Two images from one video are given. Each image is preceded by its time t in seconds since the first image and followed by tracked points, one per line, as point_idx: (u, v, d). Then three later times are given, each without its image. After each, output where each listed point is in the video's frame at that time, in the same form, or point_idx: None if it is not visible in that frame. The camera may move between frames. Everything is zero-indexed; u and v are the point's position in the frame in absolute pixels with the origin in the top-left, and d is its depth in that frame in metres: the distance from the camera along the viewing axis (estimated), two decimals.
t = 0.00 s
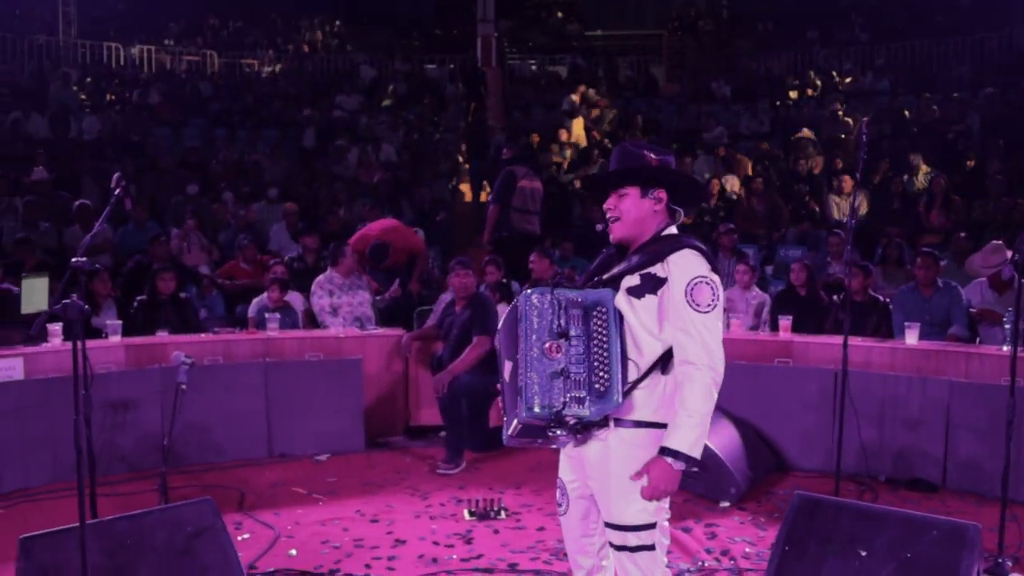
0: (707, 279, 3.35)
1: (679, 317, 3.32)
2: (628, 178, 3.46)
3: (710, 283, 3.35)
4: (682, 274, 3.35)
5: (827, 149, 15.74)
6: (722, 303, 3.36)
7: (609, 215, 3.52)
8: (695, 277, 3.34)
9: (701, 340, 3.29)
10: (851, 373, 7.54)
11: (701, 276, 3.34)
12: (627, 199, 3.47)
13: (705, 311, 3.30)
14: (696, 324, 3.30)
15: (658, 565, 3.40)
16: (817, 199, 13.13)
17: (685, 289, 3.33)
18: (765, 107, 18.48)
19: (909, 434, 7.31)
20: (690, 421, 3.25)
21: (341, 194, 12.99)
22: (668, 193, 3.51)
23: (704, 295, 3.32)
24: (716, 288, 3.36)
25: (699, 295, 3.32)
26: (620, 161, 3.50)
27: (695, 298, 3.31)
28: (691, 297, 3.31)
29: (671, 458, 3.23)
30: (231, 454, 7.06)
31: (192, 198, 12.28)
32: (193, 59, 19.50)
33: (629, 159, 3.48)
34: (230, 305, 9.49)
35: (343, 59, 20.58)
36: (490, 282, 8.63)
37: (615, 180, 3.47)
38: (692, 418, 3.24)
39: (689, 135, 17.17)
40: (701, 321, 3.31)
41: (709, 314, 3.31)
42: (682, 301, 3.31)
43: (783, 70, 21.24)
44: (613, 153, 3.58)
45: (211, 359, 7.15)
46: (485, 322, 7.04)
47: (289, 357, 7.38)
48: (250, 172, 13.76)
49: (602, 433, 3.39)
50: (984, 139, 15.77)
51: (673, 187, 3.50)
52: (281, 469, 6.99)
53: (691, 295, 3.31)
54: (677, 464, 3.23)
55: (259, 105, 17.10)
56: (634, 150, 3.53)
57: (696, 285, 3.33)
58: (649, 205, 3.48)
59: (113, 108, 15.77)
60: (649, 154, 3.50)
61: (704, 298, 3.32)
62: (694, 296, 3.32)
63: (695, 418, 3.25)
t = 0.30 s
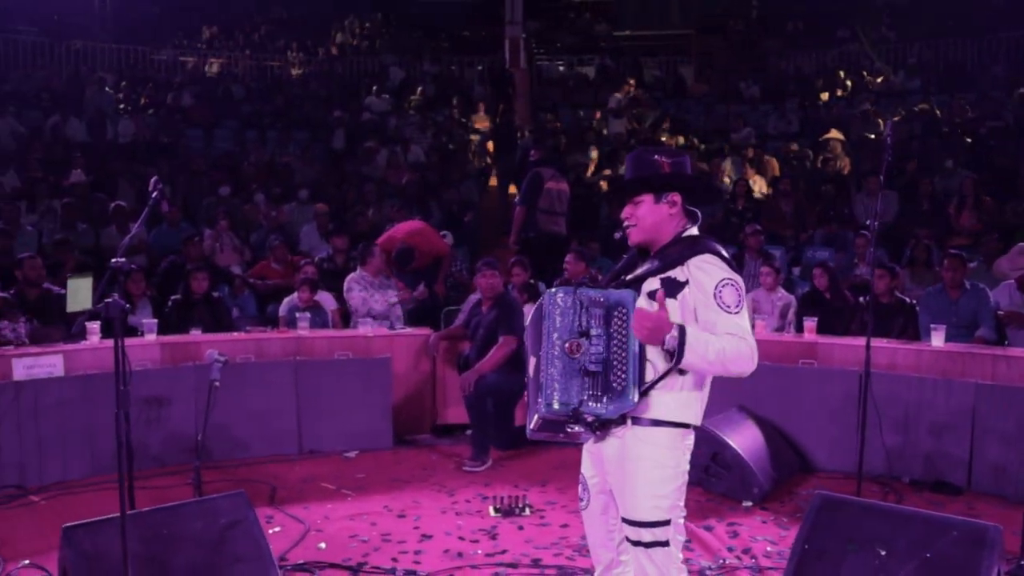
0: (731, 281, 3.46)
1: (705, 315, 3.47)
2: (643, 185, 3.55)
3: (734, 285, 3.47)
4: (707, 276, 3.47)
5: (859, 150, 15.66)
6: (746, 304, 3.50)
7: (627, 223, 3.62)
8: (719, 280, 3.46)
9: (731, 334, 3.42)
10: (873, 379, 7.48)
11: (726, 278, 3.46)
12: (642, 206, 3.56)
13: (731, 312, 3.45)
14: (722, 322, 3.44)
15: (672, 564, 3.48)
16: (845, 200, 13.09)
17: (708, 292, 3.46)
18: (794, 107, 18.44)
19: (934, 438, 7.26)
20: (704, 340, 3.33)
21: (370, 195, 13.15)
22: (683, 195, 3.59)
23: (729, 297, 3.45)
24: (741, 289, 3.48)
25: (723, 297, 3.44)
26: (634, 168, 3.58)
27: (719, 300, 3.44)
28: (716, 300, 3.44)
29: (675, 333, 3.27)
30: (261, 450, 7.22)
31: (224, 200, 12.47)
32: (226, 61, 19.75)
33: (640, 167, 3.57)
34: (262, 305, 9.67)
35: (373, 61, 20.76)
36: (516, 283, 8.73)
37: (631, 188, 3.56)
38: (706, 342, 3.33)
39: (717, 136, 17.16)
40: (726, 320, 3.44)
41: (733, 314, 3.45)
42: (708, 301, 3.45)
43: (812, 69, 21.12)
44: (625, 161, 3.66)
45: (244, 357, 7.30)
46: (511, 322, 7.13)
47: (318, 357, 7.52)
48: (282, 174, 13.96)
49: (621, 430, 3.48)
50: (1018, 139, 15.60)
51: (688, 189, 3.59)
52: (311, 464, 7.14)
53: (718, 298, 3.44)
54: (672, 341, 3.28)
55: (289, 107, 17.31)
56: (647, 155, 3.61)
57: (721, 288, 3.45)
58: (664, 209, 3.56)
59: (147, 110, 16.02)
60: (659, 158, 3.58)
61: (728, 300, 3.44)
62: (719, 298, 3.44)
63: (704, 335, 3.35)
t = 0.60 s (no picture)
0: (755, 290, 3.49)
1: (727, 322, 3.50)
2: (671, 186, 3.62)
3: (759, 294, 3.49)
4: (733, 283, 3.49)
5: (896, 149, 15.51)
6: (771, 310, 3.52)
7: (656, 222, 3.66)
8: (744, 287, 3.49)
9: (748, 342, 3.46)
10: (908, 380, 7.38)
11: (751, 287, 3.49)
12: (671, 206, 3.61)
13: (751, 319, 3.47)
14: (742, 331, 3.47)
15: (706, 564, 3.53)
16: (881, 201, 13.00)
17: (734, 299, 3.48)
18: (830, 106, 18.30)
19: (971, 441, 7.16)
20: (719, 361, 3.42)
21: (406, 196, 13.27)
22: (712, 198, 3.64)
23: (753, 306, 3.47)
24: (765, 299, 3.50)
25: (747, 305, 3.47)
26: (666, 168, 3.65)
27: (743, 308, 3.47)
28: (741, 307, 3.47)
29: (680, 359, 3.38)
30: (299, 447, 7.34)
31: (262, 200, 12.64)
32: (263, 61, 19.99)
33: (673, 167, 3.63)
34: (299, 304, 9.82)
35: (407, 62, 20.91)
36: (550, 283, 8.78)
37: (662, 189, 3.62)
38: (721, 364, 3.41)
39: (752, 136, 17.09)
40: (747, 329, 3.48)
41: (756, 323, 3.48)
42: (732, 307, 3.48)
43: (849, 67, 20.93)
44: (659, 163, 3.71)
45: (283, 356, 7.42)
46: (546, 321, 7.21)
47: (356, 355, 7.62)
48: (318, 175, 14.12)
49: (655, 432, 3.54)
50: None
51: (717, 193, 3.64)
52: (348, 461, 7.25)
53: (741, 305, 3.47)
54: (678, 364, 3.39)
55: (325, 106, 17.50)
56: (679, 158, 3.67)
57: (746, 296, 3.48)
58: (693, 212, 3.61)
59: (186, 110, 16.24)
60: (693, 161, 3.64)
61: (752, 308, 3.47)
62: (742, 306, 3.47)
63: (720, 354, 3.43)
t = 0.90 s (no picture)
0: (806, 272, 3.56)
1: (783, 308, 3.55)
2: (725, 186, 3.66)
3: (810, 275, 3.55)
4: (783, 270, 3.56)
5: (955, 149, 15.25)
6: (824, 292, 3.58)
7: (708, 219, 3.73)
8: (794, 272, 3.55)
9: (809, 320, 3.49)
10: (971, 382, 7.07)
11: (801, 270, 3.56)
12: (725, 205, 3.66)
13: (809, 298, 3.52)
14: (801, 310, 3.51)
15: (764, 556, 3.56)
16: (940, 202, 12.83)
17: (787, 283, 3.54)
18: (886, 105, 18.06)
19: None
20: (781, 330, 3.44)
21: (459, 198, 13.41)
22: (764, 201, 3.70)
23: (808, 285, 3.53)
24: (816, 279, 3.57)
25: (801, 285, 3.53)
26: (723, 168, 3.69)
27: (797, 289, 3.52)
28: (794, 290, 3.52)
29: (738, 331, 3.38)
30: (355, 443, 7.47)
31: (318, 201, 12.84)
32: (317, 63, 20.31)
33: (732, 171, 3.66)
34: (355, 303, 9.99)
35: (458, 62, 21.06)
36: (604, 283, 8.82)
37: (716, 187, 3.67)
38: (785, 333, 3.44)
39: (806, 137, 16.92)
40: (805, 306, 3.52)
41: (812, 301, 3.52)
42: (787, 291, 3.53)
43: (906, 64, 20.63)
44: (716, 161, 3.77)
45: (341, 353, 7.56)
46: (600, 322, 7.26)
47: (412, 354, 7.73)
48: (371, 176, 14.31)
49: (709, 427, 3.57)
50: None
51: (769, 196, 3.70)
52: (404, 458, 7.36)
53: (795, 287, 3.53)
54: (737, 339, 3.38)
55: (378, 108, 17.70)
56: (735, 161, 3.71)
57: (798, 279, 3.54)
58: (745, 212, 3.67)
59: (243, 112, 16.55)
60: (751, 167, 3.67)
61: (807, 287, 3.53)
62: (797, 287, 3.53)
63: (782, 327, 3.45)
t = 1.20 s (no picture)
0: (814, 271, 3.62)
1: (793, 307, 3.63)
2: (735, 189, 3.75)
3: (818, 275, 3.62)
4: (791, 271, 3.62)
5: (974, 151, 15.22)
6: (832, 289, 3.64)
7: (717, 221, 3.82)
8: (803, 272, 3.61)
9: (821, 319, 3.58)
10: (993, 383, 7.01)
11: (809, 270, 3.62)
12: (732, 207, 3.76)
13: (818, 295, 3.59)
14: (812, 309, 3.59)
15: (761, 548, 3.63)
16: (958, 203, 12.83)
17: (796, 284, 3.61)
18: (904, 106, 18.04)
19: None
20: (792, 339, 3.53)
21: (477, 200, 13.50)
22: (770, 206, 3.80)
23: (817, 284, 3.60)
24: (824, 277, 3.63)
25: (810, 285, 3.60)
26: (734, 170, 3.80)
27: (807, 289, 3.60)
28: (804, 290, 3.60)
29: (755, 349, 3.52)
30: (377, 441, 7.57)
31: (338, 203, 12.97)
32: (336, 65, 20.49)
33: (738, 175, 3.76)
34: (375, 302, 10.10)
35: (476, 65, 21.19)
36: (623, 284, 8.88)
37: (724, 189, 3.77)
38: (796, 342, 3.53)
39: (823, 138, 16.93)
40: (816, 305, 3.59)
41: (823, 299, 3.59)
42: (797, 292, 3.61)
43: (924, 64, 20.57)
44: (727, 167, 3.87)
45: (364, 353, 7.66)
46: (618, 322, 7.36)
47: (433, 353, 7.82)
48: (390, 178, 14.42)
49: (721, 421, 3.68)
50: None
51: (775, 201, 3.79)
52: (425, 456, 7.45)
53: (804, 287, 3.60)
54: (756, 353, 3.52)
55: (396, 109, 17.82)
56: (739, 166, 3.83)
57: (807, 279, 3.61)
58: (751, 215, 3.77)
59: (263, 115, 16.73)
60: (757, 171, 3.78)
61: (816, 286, 3.60)
62: (806, 288, 3.60)
63: (796, 334, 3.55)
